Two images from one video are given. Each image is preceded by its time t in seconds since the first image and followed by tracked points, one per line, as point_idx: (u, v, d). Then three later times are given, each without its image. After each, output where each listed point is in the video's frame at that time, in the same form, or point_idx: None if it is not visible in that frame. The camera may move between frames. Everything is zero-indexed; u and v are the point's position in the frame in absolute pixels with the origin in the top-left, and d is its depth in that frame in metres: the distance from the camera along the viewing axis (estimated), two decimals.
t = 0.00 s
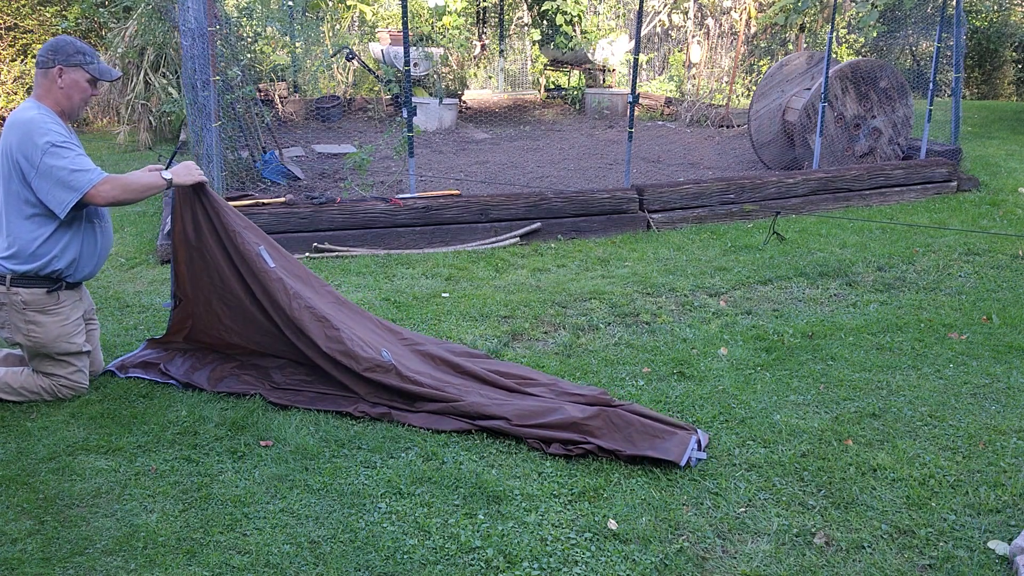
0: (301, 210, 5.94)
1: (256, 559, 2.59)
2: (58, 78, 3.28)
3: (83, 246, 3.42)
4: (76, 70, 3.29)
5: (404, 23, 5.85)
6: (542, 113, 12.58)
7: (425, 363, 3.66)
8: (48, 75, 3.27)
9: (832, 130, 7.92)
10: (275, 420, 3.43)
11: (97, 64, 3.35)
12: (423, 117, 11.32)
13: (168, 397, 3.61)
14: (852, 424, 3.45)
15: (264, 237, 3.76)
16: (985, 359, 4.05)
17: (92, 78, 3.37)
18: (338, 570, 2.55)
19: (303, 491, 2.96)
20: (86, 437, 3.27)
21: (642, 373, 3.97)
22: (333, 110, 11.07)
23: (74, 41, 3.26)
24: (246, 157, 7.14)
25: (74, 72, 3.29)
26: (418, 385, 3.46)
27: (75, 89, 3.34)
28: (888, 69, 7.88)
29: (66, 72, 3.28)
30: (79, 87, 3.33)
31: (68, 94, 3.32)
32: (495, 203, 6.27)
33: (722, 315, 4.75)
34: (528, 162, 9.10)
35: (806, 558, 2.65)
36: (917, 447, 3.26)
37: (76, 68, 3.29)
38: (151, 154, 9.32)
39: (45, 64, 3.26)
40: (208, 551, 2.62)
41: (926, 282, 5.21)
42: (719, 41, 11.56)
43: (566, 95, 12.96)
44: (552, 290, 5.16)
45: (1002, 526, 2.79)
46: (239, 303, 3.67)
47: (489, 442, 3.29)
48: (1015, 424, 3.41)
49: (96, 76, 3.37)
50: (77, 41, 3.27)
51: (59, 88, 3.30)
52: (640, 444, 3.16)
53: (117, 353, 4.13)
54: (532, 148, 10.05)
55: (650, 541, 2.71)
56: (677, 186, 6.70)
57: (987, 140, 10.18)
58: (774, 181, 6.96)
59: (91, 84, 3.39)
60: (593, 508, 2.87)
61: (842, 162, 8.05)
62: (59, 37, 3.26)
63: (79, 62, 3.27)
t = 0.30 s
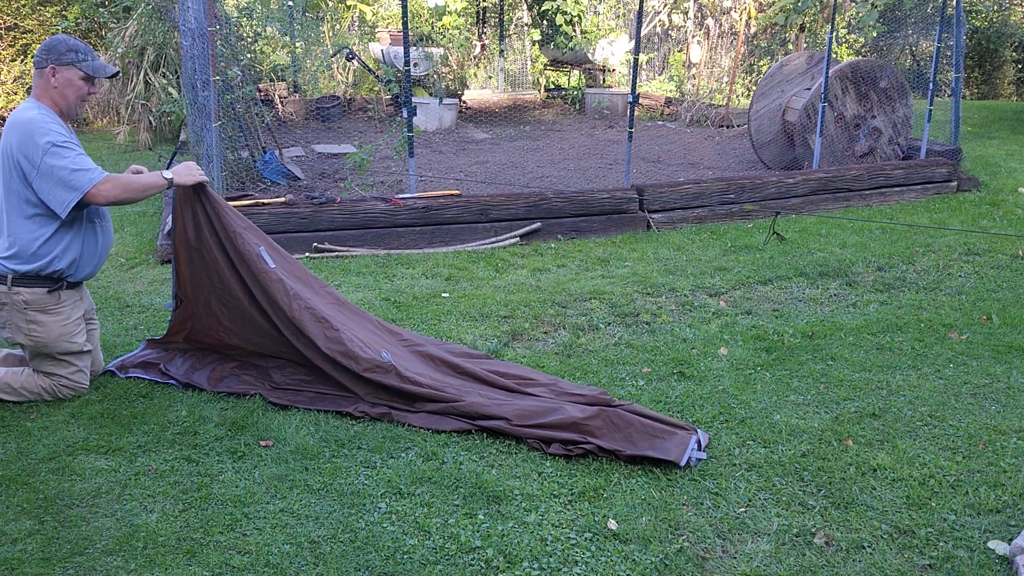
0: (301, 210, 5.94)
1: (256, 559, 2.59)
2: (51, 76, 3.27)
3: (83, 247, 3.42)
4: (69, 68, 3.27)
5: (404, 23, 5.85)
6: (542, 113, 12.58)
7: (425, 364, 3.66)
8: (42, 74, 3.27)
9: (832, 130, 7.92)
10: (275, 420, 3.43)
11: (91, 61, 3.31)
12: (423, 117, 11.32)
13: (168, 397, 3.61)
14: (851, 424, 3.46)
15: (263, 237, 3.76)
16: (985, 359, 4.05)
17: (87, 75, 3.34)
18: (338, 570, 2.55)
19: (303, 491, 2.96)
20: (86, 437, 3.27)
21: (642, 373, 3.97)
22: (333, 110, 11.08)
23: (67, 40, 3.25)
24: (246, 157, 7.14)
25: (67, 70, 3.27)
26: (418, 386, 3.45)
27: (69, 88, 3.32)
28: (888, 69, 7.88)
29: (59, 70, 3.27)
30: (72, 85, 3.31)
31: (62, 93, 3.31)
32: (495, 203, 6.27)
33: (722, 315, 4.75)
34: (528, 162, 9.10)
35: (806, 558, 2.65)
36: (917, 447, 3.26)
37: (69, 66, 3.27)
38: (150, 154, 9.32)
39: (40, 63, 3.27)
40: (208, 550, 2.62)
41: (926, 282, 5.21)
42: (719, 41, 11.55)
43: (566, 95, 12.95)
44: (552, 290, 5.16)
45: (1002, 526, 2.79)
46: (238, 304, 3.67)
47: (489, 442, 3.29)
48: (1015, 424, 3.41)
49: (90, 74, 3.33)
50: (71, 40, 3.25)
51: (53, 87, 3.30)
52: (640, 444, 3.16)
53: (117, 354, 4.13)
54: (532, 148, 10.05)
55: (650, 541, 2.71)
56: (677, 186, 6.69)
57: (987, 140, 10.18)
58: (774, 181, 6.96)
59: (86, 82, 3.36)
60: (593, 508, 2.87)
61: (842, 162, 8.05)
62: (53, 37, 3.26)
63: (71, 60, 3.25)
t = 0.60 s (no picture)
0: (301, 210, 5.93)
1: (256, 559, 2.59)
2: (52, 75, 3.27)
3: (84, 243, 3.41)
4: (68, 66, 3.26)
5: (404, 24, 5.85)
6: (542, 113, 12.58)
7: (425, 362, 3.66)
8: (43, 73, 3.28)
9: (832, 130, 7.92)
10: (275, 420, 3.44)
11: (91, 59, 3.30)
12: (423, 117, 11.32)
13: (168, 397, 3.61)
14: (851, 424, 3.45)
15: (262, 236, 3.76)
16: (985, 359, 4.05)
17: (87, 73, 3.32)
18: (338, 570, 2.55)
19: (303, 491, 2.96)
20: (86, 437, 3.27)
21: (642, 373, 3.97)
22: (333, 110, 11.07)
23: (67, 37, 3.24)
24: (246, 157, 7.14)
25: (66, 68, 3.27)
26: (418, 384, 3.45)
27: (70, 86, 3.31)
28: (888, 69, 7.88)
29: (59, 68, 3.26)
30: (73, 83, 3.30)
31: (62, 91, 3.30)
32: (495, 203, 6.27)
33: (722, 315, 4.75)
34: (528, 162, 9.10)
35: (806, 558, 2.65)
36: (917, 447, 3.26)
37: (68, 64, 3.26)
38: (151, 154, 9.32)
39: (41, 62, 3.27)
40: (208, 551, 2.62)
41: (926, 282, 5.21)
42: (719, 41, 11.56)
43: (566, 95, 12.95)
44: (552, 290, 5.16)
45: (1002, 526, 2.79)
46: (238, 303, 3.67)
47: (489, 442, 3.30)
48: (1015, 424, 3.41)
49: (90, 72, 3.32)
50: (71, 38, 3.25)
51: (54, 85, 3.29)
52: (640, 444, 3.16)
53: (117, 354, 4.13)
54: (532, 148, 10.05)
55: (650, 541, 2.71)
56: (677, 186, 6.69)
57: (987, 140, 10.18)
58: (774, 181, 6.95)
59: (87, 81, 3.35)
60: (593, 508, 2.87)
61: (842, 162, 8.06)
62: (55, 35, 3.26)
63: (71, 58, 3.25)
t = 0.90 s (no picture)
0: (301, 210, 5.93)
1: (256, 559, 2.59)
2: (52, 74, 3.23)
3: (91, 246, 3.36)
4: (68, 64, 3.22)
5: (404, 24, 5.84)
6: (542, 113, 12.58)
7: (425, 358, 3.65)
8: (43, 73, 3.24)
9: (832, 130, 7.92)
10: (275, 420, 3.44)
11: (91, 57, 3.26)
12: (423, 117, 11.32)
13: (168, 397, 3.61)
14: (851, 424, 3.45)
15: (261, 230, 3.75)
16: (985, 359, 4.05)
17: (87, 72, 3.28)
18: (338, 570, 2.55)
19: (303, 491, 2.96)
20: (86, 437, 3.27)
21: (642, 373, 3.97)
22: (333, 110, 11.07)
23: (66, 35, 3.20)
24: (246, 157, 7.14)
25: (66, 67, 3.23)
26: (418, 381, 3.45)
27: (70, 85, 3.27)
28: (888, 69, 7.88)
29: (58, 67, 3.22)
30: (72, 82, 3.27)
31: (62, 91, 3.27)
32: (495, 203, 6.27)
33: (722, 315, 4.75)
34: (528, 162, 9.10)
35: (806, 558, 2.65)
36: (917, 447, 3.26)
37: (68, 63, 3.23)
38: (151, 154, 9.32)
39: (40, 62, 3.24)
40: (208, 551, 2.62)
41: (926, 282, 5.21)
42: (719, 41, 11.55)
43: (566, 95, 12.95)
44: (552, 290, 5.16)
45: (1002, 526, 2.79)
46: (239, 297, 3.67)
47: (489, 442, 3.30)
48: (1015, 424, 3.41)
49: (90, 71, 3.28)
50: (71, 35, 3.21)
51: (53, 85, 3.25)
52: (640, 444, 3.16)
53: (117, 354, 4.13)
54: (532, 148, 10.05)
55: (650, 541, 2.71)
56: (677, 186, 6.69)
57: (986, 140, 10.18)
58: (774, 181, 6.95)
59: (88, 80, 3.31)
60: (593, 509, 2.87)
61: (842, 162, 8.06)
62: (54, 33, 3.22)
63: (70, 57, 3.21)
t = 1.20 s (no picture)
0: (301, 209, 5.93)
1: (256, 559, 2.59)
2: (65, 88, 3.06)
3: (115, 262, 3.26)
4: (83, 77, 3.06)
5: (404, 24, 5.84)
6: (542, 113, 12.59)
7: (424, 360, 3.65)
8: (54, 85, 3.05)
9: (832, 130, 7.92)
10: (275, 420, 3.44)
11: (106, 68, 3.11)
12: (423, 117, 11.32)
13: (168, 397, 3.61)
14: (851, 424, 3.46)
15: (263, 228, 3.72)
16: (985, 359, 4.05)
17: (100, 84, 3.13)
18: (338, 570, 2.55)
19: (303, 491, 2.96)
20: (86, 437, 3.27)
21: (641, 373, 3.97)
22: (333, 110, 11.07)
23: (79, 45, 3.04)
24: (246, 158, 7.14)
25: (80, 80, 3.06)
26: (417, 384, 3.45)
27: (83, 99, 3.11)
28: (888, 69, 7.88)
29: (73, 81, 3.06)
30: (87, 95, 3.11)
31: (77, 104, 3.10)
32: (495, 203, 6.27)
33: (722, 315, 4.75)
34: (528, 162, 9.10)
35: (806, 558, 2.65)
36: (917, 447, 3.26)
37: (81, 75, 3.06)
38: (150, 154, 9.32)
39: (50, 73, 3.04)
40: (208, 551, 2.62)
41: (926, 282, 5.21)
42: (719, 41, 11.56)
43: (565, 95, 12.97)
44: (552, 290, 5.16)
45: (1002, 526, 2.79)
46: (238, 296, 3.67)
47: (489, 442, 3.30)
48: (1015, 424, 3.41)
49: (104, 83, 3.13)
50: (82, 45, 3.04)
51: (66, 99, 3.08)
52: (640, 444, 3.17)
53: (117, 354, 4.13)
54: (532, 148, 10.05)
55: (650, 541, 2.71)
56: (677, 186, 6.69)
57: (986, 140, 10.18)
58: (774, 181, 6.95)
59: (101, 91, 3.16)
60: (593, 508, 2.87)
61: (842, 162, 8.06)
62: (63, 42, 3.04)
63: (85, 69, 3.05)
